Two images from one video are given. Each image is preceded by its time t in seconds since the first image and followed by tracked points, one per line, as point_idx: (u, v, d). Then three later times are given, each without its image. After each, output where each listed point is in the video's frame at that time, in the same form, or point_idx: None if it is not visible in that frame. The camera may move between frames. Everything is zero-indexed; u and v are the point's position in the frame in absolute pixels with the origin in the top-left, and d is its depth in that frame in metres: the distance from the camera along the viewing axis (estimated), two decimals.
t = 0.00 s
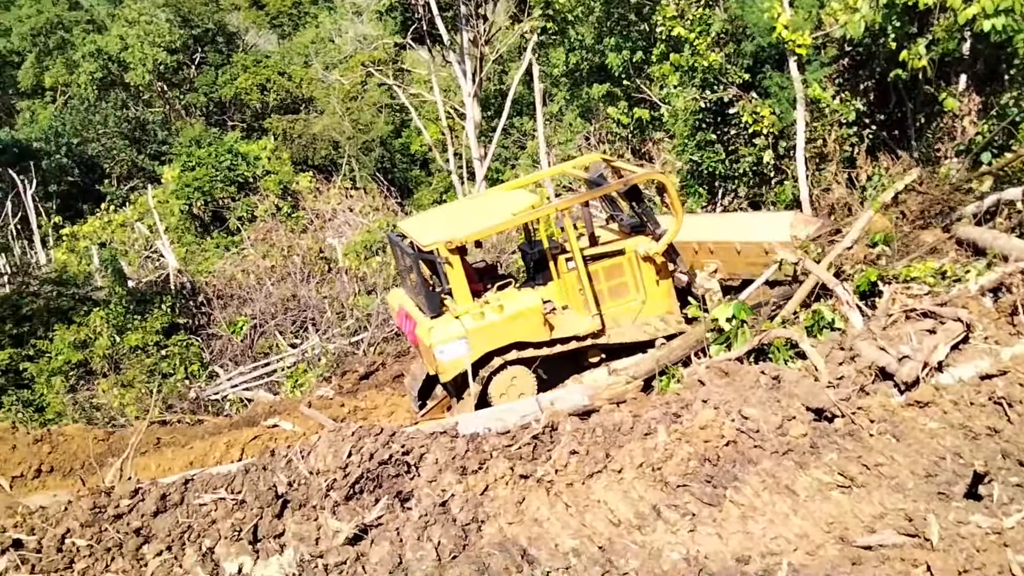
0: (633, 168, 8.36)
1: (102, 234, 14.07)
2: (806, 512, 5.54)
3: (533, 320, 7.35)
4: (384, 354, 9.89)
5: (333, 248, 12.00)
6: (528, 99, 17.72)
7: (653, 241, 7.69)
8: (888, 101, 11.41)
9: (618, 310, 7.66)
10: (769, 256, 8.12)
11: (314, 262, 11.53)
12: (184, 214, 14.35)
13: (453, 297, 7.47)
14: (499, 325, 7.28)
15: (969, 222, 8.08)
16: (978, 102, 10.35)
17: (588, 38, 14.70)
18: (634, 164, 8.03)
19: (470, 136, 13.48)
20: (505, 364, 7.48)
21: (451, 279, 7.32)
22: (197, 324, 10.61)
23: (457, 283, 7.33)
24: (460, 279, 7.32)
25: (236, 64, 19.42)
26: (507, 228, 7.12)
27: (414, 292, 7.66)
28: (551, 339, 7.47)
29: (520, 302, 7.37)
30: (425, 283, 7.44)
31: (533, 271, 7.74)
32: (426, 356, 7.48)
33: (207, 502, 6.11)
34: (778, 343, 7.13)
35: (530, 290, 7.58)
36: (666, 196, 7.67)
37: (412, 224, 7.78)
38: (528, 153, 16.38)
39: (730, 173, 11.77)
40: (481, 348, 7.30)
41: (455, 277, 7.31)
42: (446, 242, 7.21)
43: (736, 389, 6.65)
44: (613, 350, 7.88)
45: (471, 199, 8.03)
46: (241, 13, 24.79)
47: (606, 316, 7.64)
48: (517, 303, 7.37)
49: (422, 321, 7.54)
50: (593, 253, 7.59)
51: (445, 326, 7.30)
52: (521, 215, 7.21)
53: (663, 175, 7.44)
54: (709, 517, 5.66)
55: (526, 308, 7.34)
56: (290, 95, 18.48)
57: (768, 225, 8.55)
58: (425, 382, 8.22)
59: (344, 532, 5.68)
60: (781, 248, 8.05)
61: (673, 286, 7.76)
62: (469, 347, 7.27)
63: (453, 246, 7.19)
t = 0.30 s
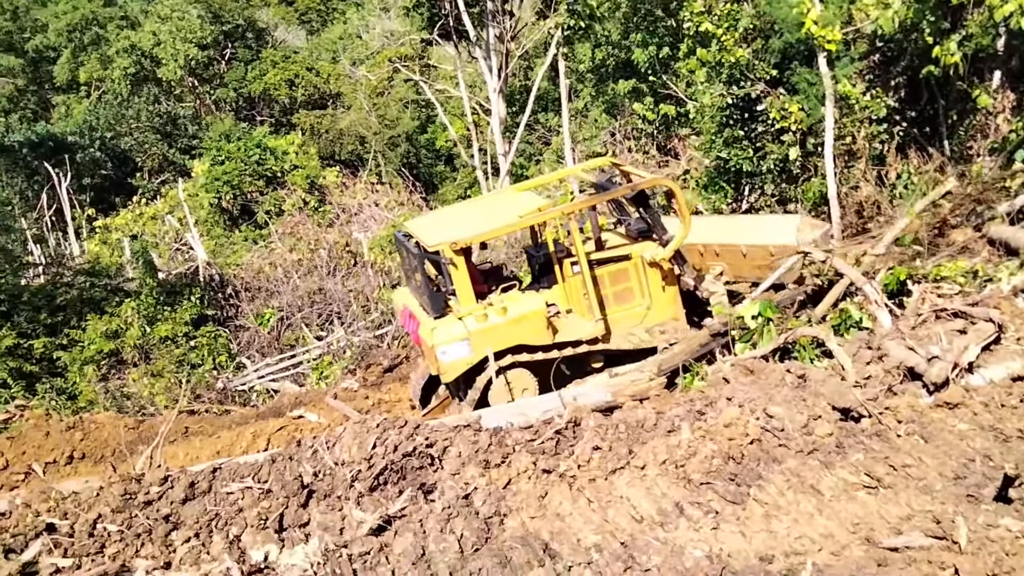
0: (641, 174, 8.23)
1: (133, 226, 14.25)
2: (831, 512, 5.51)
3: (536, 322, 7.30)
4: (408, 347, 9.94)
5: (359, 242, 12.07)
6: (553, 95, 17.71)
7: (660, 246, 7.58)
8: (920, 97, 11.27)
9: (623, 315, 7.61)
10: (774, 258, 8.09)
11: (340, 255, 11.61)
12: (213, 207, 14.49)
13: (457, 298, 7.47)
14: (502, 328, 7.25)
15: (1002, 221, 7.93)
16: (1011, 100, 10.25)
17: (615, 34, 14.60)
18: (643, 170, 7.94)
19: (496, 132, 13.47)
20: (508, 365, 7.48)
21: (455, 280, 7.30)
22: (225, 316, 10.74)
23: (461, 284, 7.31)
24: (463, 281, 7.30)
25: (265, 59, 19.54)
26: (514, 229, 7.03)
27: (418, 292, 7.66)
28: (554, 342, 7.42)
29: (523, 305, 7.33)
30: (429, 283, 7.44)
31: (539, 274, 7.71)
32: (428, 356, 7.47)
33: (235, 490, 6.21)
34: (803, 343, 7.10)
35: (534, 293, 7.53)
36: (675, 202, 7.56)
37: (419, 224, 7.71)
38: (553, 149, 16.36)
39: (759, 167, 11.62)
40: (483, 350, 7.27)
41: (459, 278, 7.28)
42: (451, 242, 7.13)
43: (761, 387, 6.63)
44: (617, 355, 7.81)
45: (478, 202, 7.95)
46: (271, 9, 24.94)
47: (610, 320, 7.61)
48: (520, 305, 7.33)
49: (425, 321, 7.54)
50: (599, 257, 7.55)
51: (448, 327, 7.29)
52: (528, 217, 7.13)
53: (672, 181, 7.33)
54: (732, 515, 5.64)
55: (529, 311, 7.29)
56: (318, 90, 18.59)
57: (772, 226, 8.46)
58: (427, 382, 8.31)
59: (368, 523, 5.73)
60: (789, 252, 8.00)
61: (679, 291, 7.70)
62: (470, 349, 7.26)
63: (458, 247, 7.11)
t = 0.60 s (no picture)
0: (651, 178, 8.14)
1: (162, 219, 14.41)
2: (856, 511, 5.46)
3: (539, 325, 7.19)
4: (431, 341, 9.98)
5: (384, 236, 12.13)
6: (579, 91, 17.70)
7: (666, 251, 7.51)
8: (951, 95, 11.04)
9: (626, 321, 7.54)
10: (780, 263, 7.97)
11: (366, 249, 11.67)
12: (241, 201, 14.62)
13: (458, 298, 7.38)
14: (503, 329, 7.14)
15: None
16: None
17: (641, 29, 14.76)
18: (650, 175, 7.89)
19: (521, 128, 13.44)
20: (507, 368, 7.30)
21: (458, 280, 7.23)
22: (252, 308, 10.86)
23: (464, 284, 7.23)
24: (466, 280, 7.22)
25: (293, 54, 19.54)
26: (517, 232, 7.01)
27: (421, 292, 7.59)
28: (555, 346, 7.29)
29: (526, 307, 7.22)
30: (431, 283, 7.36)
31: (543, 277, 7.62)
32: (428, 356, 7.37)
33: (261, 480, 6.27)
34: (829, 342, 7.06)
35: (538, 296, 7.43)
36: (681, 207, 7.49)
37: (425, 223, 7.71)
38: (578, 145, 16.33)
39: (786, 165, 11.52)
40: (483, 351, 7.17)
41: (462, 278, 7.21)
42: (455, 243, 7.12)
43: (787, 385, 6.59)
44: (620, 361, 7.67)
45: (485, 202, 7.93)
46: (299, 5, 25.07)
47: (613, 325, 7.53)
48: (522, 307, 7.22)
49: (427, 320, 7.44)
50: (603, 261, 7.51)
51: (449, 326, 7.18)
52: (532, 220, 7.10)
53: (679, 187, 7.28)
54: (756, 513, 5.61)
55: (532, 314, 7.18)
56: (345, 85, 18.69)
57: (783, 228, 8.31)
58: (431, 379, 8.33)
59: (391, 514, 5.76)
60: (794, 258, 7.85)
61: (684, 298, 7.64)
62: (471, 350, 7.15)
63: (461, 247, 7.10)
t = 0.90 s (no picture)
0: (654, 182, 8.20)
1: (189, 212, 14.55)
2: (881, 511, 5.44)
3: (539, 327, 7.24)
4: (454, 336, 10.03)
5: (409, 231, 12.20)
6: (605, 87, 17.69)
7: (669, 257, 7.63)
8: (984, 91, 10.79)
9: (628, 324, 7.68)
10: (783, 266, 7.74)
11: (390, 244, 11.74)
12: (267, 194, 14.74)
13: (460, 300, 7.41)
14: (504, 331, 7.18)
15: None
16: None
17: (667, 25, 14.88)
18: (654, 179, 7.94)
19: (546, 124, 13.42)
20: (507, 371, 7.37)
21: (460, 282, 7.26)
22: (277, 302, 10.96)
23: (465, 286, 7.26)
24: (468, 283, 7.25)
25: (319, 49, 19.62)
26: (520, 234, 7.06)
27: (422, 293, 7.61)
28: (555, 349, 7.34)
29: (526, 309, 7.27)
30: (432, 285, 7.39)
31: (545, 280, 7.73)
32: (427, 357, 7.39)
33: (285, 472, 6.35)
34: (855, 340, 7.00)
35: (538, 299, 7.49)
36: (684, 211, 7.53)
37: (426, 225, 7.76)
38: (603, 140, 16.30)
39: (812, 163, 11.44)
40: (483, 352, 7.19)
41: (464, 280, 7.24)
42: (457, 245, 7.16)
43: (812, 383, 6.56)
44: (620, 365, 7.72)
45: (486, 204, 7.99)
46: None
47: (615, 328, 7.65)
48: (523, 310, 7.27)
49: (427, 322, 7.46)
50: (607, 265, 7.66)
51: (449, 328, 7.21)
52: (535, 222, 7.15)
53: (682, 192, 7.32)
54: (780, 511, 5.59)
55: (532, 316, 7.23)
56: (371, 80, 18.78)
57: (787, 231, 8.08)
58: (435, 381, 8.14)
59: (415, 507, 5.80)
60: (796, 261, 7.63)
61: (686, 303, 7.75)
62: (470, 351, 7.17)
63: (463, 248, 7.14)
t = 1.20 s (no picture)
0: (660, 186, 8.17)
1: (214, 206, 14.67)
2: (904, 510, 5.42)
3: (539, 330, 7.31)
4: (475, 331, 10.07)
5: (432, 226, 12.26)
6: (629, 83, 17.66)
7: (671, 260, 7.58)
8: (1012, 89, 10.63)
9: (630, 327, 7.61)
10: (785, 271, 7.67)
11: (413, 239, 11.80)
12: (291, 188, 14.83)
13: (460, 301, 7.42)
14: (504, 332, 7.26)
15: None
16: None
17: (694, 22, 14.75)
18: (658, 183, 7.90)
19: (570, 120, 13.39)
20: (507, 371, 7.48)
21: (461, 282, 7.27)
22: (300, 295, 11.04)
23: (465, 286, 7.28)
24: (468, 283, 7.27)
25: (344, 43, 19.64)
26: (521, 235, 7.05)
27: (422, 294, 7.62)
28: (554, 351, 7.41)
29: (526, 311, 7.34)
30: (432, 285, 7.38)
31: (546, 283, 7.71)
32: (427, 356, 7.46)
33: (309, 464, 6.41)
34: (879, 339, 7.01)
35: (538, 300, 7.56)
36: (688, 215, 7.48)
37: (427, 224, 7.75)
38: (627, 136, 16.28)
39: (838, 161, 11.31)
40: (482, 353, 7.27)
41: (464, 280, 7.26)
42: (457, 244, 7.16)
43: (836, 381, 6.52)
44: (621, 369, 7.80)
45: (490, 204, 7.99)
46: None
47: (617, 331, 7.59)
48: (523, 311, 7.34)
49: (427, 321, 7.50)
50: (609, 267, 7.56)
51: (449, 328, 7.28)
52: (537, 224, 7.13)
53: (685, 196, 7.28)
54: (802, 509, 5.58)
55: (532, 318, 7.30)
56: (395, 75, 18.84)
57: (790, 236, 7.98)
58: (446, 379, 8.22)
59: (437, 500, 5.83)
60: (799, 267, 7.56)
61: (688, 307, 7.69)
62: (469, 351, 7.25)
63: (464, 249, 7.14)
